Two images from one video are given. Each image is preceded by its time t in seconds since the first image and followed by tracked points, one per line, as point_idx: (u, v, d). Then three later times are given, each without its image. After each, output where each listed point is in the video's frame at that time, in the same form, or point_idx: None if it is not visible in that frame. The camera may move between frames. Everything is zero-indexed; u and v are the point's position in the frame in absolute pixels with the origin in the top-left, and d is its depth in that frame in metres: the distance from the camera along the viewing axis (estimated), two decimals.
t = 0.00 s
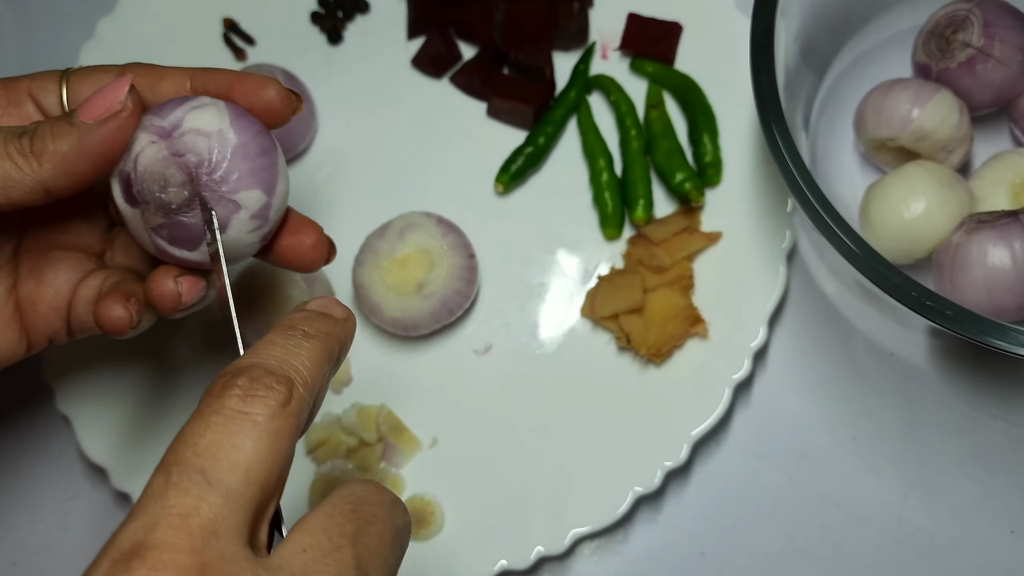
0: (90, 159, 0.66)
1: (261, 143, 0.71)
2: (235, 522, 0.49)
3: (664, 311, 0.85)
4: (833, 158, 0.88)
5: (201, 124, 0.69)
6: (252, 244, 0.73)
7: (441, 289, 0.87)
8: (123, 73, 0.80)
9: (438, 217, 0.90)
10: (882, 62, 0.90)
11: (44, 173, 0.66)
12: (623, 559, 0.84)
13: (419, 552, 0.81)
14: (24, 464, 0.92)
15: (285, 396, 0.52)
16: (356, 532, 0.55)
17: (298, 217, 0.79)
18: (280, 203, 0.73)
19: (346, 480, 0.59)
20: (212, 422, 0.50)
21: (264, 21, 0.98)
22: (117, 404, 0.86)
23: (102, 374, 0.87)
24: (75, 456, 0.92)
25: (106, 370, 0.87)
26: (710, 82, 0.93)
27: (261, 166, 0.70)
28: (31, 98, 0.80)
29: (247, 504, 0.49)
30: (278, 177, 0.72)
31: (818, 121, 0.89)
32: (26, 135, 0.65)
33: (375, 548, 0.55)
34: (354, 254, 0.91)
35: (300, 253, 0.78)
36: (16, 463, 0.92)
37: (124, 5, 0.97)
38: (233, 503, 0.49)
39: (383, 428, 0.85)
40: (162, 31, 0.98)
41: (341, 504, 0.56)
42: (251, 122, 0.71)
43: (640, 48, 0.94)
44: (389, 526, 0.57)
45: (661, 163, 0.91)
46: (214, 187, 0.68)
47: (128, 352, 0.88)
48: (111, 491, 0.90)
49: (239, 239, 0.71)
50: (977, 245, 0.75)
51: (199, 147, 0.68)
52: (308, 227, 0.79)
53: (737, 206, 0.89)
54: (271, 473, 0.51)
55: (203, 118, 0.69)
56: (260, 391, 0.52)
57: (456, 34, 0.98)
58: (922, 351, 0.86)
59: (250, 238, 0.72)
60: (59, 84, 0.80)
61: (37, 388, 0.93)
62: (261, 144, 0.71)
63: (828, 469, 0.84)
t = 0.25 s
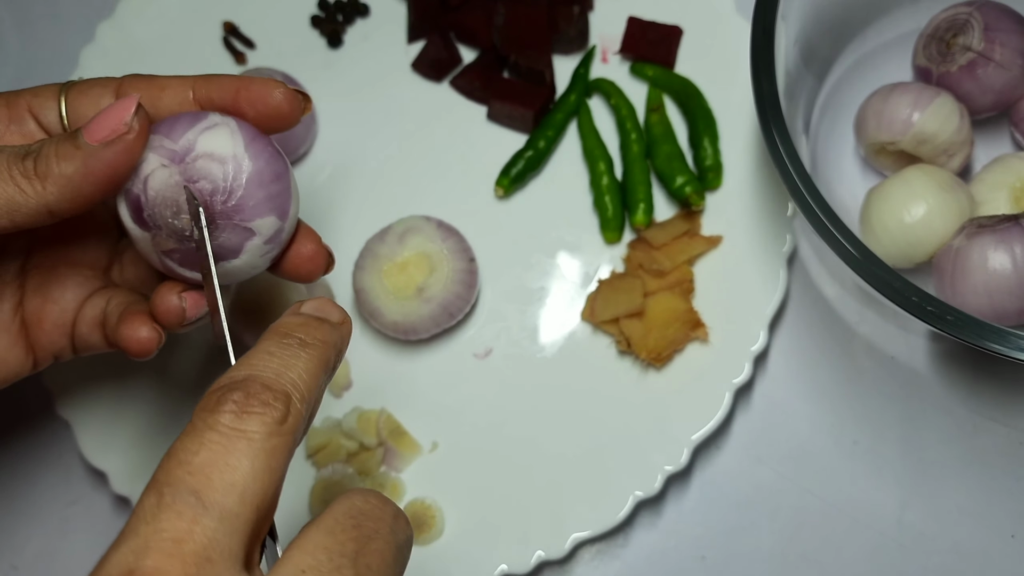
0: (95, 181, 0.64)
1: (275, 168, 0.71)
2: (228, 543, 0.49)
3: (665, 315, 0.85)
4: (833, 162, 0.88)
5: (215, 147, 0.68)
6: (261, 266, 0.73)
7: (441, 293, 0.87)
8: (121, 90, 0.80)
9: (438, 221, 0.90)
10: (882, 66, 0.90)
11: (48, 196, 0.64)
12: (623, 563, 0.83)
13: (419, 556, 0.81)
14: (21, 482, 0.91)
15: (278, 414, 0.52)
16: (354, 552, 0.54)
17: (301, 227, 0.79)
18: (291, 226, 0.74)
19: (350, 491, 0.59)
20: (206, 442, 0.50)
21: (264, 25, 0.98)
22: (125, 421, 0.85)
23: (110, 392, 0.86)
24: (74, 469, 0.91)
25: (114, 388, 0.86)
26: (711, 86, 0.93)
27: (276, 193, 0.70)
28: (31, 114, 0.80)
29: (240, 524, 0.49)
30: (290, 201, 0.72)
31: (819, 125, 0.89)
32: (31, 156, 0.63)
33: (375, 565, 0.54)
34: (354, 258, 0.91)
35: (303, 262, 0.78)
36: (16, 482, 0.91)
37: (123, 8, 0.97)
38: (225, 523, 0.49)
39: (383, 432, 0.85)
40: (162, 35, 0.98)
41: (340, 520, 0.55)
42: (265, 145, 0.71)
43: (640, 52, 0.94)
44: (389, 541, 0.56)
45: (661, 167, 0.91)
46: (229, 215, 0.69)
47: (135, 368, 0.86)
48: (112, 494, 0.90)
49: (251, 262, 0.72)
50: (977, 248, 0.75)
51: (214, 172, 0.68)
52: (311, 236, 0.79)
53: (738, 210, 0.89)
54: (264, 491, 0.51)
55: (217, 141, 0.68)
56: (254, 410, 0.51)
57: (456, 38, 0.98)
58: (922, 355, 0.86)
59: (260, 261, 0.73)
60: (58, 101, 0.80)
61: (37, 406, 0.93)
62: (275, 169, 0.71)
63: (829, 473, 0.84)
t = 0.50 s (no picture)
0: (73, 159, 0.65)
1: (248, 131, 0.69)
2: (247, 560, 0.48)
3: (666, 316, 0.85)
4: (835, 163, 0.88)
5: (187, 112, 0.68)
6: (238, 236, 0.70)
7: (441, 295, 0.87)
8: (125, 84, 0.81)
9: (439, 222, 0.90)
10: (883, 67, 0.90)
11: (36, 181, 0.66)
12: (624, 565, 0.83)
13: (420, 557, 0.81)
14: (27, 509, 0.87)
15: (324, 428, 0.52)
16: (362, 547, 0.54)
17: (292, 216, 0.78)
18: (271, 194, 0.71)
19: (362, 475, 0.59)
20: (250, 449, 0.49)
21: (264, 25, 0.98)
22: (133, 444, 0.84)
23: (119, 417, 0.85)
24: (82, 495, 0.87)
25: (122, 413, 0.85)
26: (712, 87, 0.93)
27: (247, 152, 0.69)
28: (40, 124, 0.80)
29: (266, 541, 0.49)
30: (267, 166, 0.70)
31: (820, 126, 0.89)
32: (18, 143, 0.66)
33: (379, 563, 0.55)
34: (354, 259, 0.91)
35: (294, 252, 0.77)
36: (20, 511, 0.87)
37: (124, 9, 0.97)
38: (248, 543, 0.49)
39: (384, 434, 0.85)
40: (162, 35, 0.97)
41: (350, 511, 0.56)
42: (240, 113, 0.70)
43: (641, 53, 0.94)
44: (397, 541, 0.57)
45: (662, 168, 0.91)
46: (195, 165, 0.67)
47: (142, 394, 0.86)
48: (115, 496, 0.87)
49: (230, 232, 0.69)
50: (978, 250, 0.75)
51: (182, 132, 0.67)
52: (302, 225, 0.77)
53: (739, 211, 0.89)
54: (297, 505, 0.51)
55: (190, 107, 0.69)
56: (303, 420, 0.51)
57: (457, 39, 0.98)
58: (924, 356, 0.86)
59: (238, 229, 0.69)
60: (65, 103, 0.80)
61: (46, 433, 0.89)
62: (247, 130, 0.69)
63: (830, 476, 0.84)
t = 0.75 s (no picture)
0: (113, 219, 0.61)
1: (295, 184, 0.68)
2: (205, 507, 0.51)
3: (667, 316, 0.85)
4: (836, 162, 0.88)
5: (231, 170, 0.66)
6: (293, 294, 0.69)
7: (442, 295, 0.87)
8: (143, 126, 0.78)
9: (439, 222, 0.90)
10: (884, 66, 0.89)
11: (71, 241, 0.61)
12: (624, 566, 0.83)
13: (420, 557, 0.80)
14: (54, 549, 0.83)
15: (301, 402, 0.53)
16: (320, 478, 0.55)
17: (344, 267, 0.77)
18: (321, 248, 0.70)
19: (335, 405, 0.60)
20: (226, 411, 0.51)
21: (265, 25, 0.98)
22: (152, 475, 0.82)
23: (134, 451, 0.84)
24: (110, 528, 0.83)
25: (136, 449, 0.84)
26: (712, 86, 0.93)
27: (299, 208, 0.68)
28: (48, 159, 0.78)
29: (229, 495, 0.51)
30: (316, 219, 0.69)
31: (821, 126, 0.88)
32: (47, 200, 0.60)
33: (345, 499, 0.56)
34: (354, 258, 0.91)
35: (353, 301, 0.76)
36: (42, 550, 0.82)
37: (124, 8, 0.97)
38: (209, 493, 0.50)
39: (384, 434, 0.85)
40: (162, 35, 0.97)
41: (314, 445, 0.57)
42: (282, 165, 0.68)
43: (642, 52, 0.94)
44: (369, 479, 0.57)
45: (663, 167, 0.91)
46: (251, 232, 0.65)
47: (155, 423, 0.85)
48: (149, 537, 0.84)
49: (287, 289, 0.68)
50: (978, 249, 0.75)
51: (230, 194, 0.65)
52: (355, 276, 0.76)
53: (739, 210, 0.88)
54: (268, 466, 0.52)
55: (233, 164, 0.66)
56: (283, 392, 0.53)
57: (457, 38, 0.98)
58: (925, 356, 0.85)
59: (293, 286, 0.68)
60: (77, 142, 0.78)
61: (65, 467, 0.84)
62: (295, 185, 0.68)
63: (831, 476, 0.83)
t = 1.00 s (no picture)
0: (129, 232, 0.55)
1: (309, 197, 0.68)
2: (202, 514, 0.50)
3: (665, 316, 0.85)
4: (834, 163, 0.88)
5: (245, 181, 0.65)
6: (302, 306, 0.69)
7: (440, 295, 0.87)
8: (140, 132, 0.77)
9: (436, 222, 0.90)
10: (881, 67, 0.89)
11: (87, 258, 0.55)
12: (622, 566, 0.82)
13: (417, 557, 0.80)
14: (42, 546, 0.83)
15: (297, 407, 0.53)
16: (319, 478, 0.55)
17: (347, 277, 0.77)
18: (331, 260, 0.70)
19: (334, 401, 0.60)
20: (221, 418, 0.51)
21: (263, 26, 0.98)
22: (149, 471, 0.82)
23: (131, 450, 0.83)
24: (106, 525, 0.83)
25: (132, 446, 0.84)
26: (710, 87, 0.93)
27: (313, 221, 0.67)
28: (34, 157, 0.76)
29: (225, 502, 0.51)
30: (328, 231, 0.69)
31: (819, 126, 0.88)
32: (57, 218, 0.54)
33: (343, 498, 0.55)
34: (352, 259, 0.91)
35: (356, 313, 0.76)
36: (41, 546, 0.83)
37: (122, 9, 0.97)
38: (205, 501, 0.50)
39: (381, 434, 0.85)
40: (160, 36, 0.97)
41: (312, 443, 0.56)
42: (297, 176, 0.68)
43: (640, 52, 0.94)
44: (368, 478, 0.57)
45: (661, 168, 0.91)
46: (266, 245, 0.65)
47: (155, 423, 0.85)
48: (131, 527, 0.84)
49: (297, 302, 0.68)
50: (977, 248, 0.75)
51: (245, 205, 0.64)
52: (357, 283, 0.77)
53: (737, 211, 0.89)
54: (264, 472, 0.52)
55: (247, 174, 0.65)
56: (278, 397, 0.52)
57: (455, 39, 0.98)
58: (922, 357, 0.86)
59: (303, 299, 0.68)
60: (65, 143, 0.76)
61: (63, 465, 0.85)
62: (309, 198, 0.68)
63: (828, 476, 0.83)
